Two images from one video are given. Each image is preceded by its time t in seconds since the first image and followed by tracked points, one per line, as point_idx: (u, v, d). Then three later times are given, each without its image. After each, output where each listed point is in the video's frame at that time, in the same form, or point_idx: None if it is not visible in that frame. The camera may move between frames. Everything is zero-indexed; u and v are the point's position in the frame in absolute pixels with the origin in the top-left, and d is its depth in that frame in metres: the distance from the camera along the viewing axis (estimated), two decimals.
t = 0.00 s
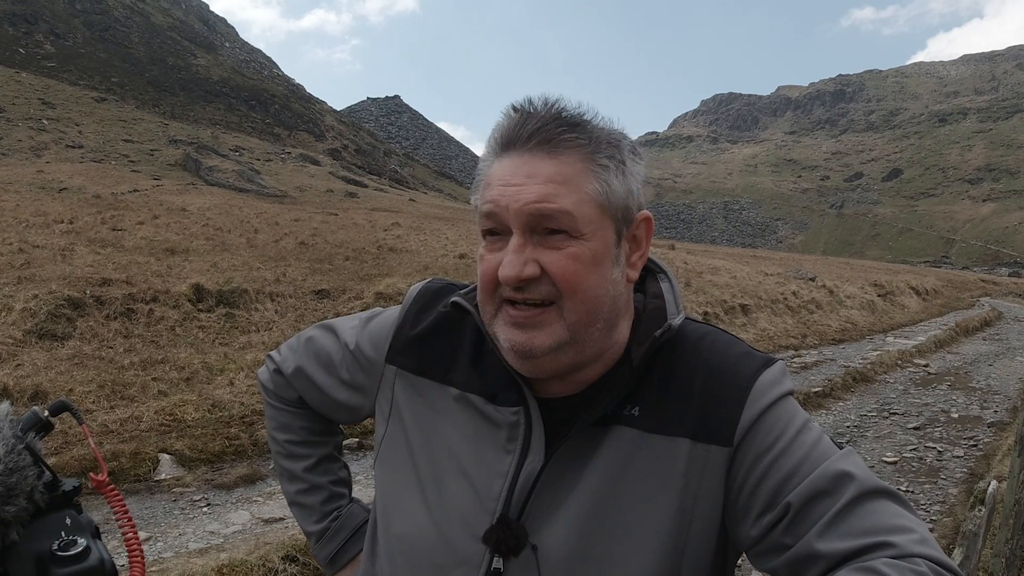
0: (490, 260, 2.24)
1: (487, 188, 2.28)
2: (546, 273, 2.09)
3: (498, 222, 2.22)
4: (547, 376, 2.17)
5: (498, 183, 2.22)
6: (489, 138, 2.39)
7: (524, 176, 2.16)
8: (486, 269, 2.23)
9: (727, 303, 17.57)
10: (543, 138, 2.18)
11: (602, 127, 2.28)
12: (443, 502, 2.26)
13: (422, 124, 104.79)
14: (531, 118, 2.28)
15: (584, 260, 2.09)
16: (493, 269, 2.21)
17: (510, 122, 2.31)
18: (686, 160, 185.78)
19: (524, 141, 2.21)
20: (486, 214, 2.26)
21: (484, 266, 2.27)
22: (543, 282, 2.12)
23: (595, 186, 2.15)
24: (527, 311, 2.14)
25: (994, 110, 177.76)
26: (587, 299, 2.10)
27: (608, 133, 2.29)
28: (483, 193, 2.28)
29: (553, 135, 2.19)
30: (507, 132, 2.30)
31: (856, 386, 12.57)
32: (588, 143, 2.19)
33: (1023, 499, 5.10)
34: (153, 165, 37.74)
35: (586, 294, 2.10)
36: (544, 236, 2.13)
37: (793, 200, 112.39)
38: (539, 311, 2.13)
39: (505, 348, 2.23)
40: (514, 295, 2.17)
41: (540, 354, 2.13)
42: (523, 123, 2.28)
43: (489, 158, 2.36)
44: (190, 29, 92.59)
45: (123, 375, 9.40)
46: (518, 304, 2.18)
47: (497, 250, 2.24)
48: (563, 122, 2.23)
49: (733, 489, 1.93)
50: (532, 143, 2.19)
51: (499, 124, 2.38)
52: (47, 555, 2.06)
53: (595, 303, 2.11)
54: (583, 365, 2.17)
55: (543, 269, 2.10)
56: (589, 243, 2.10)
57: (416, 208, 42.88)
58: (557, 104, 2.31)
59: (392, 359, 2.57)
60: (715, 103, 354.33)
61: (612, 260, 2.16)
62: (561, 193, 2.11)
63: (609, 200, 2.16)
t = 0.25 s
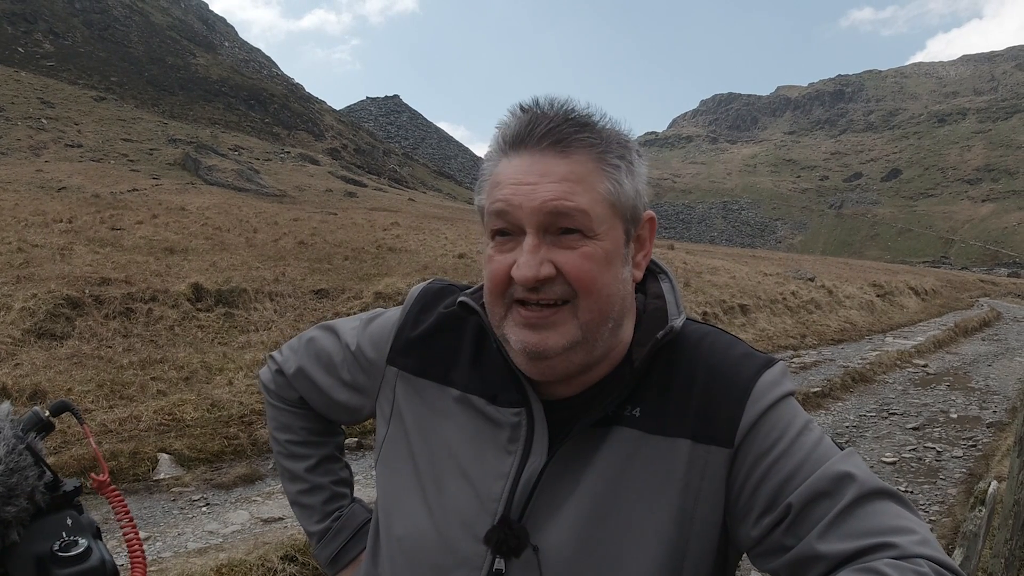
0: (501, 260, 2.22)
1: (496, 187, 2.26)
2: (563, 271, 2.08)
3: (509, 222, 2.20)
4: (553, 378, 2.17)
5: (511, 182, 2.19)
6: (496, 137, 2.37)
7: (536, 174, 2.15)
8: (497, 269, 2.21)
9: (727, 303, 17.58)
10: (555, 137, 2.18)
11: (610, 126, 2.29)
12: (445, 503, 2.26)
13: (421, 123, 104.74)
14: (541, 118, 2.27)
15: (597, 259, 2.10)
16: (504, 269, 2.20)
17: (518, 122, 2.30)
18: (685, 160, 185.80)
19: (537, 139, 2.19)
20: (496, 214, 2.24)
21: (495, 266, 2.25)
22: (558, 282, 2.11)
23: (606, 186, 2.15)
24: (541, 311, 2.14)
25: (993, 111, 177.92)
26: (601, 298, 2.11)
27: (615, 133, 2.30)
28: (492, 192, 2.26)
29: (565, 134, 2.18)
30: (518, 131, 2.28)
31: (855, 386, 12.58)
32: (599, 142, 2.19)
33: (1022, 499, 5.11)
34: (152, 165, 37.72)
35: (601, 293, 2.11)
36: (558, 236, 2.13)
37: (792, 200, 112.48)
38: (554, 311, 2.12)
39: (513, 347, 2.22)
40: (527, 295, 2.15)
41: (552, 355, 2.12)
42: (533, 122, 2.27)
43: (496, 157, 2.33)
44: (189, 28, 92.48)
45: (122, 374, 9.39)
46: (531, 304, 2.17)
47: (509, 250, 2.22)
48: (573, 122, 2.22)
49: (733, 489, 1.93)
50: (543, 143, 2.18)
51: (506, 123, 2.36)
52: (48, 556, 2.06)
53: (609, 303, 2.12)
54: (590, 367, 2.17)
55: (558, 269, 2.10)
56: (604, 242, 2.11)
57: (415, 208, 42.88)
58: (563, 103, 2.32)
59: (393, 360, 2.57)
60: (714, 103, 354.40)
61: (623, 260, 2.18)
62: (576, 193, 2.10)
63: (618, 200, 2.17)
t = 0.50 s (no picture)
0: (502, 264, 2.22)
1: (497, 190, 2.25)
2: (563, 277, 2.08)
3: (509, 226, 2.20)
4: (555, 382, 2.16)
5: (512, 186, 2.19)
6: (499, 139, 2.36)
7: (536, 180, 2.14)
8: (498, 273, 2.21)
9: (726, 302, 17.57)
10: (554, 141, 2.18)
11: (611, 129, 2.28)
12: (445, 504, 2.26)
13: (420, 123, 104.67)
14: (542, 121, 2.27)
15: (599, 263, 2.09)
16: (504, 276, 2.20)
17: (519, 126, 2.30)
18: (684, 159, 185.78)
19: (536, 144, 2.19)
20: (496, 218, 2.24)
21: (494, 270, 2.24)
22: (559, 286, 2.10)
23: (606, 190, 2.15)
24: (541, 316, 2.13)
25: (992, 110, 178.00)
26: (601, 303, 2.10)
27: (617, 135, 2.29)
28: (493, 195, 2.25)
29: (565, 139, 2.18)
30: (519, 135, 2.28)
31: (854, 385, 12.59)
32: (598, 147, 2.19)
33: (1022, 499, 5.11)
34: (151, 164, 37.67)
35: (599, 298, 2.10)
36: (559, 241, 2.12)
37: (791, 200, 112.50)
38: (554, 316, 2.11)
39: (512, 351, 2.22)
40: (526, 300, 2.15)
41: (552, 358, 2.12)
42: (533, 126, 2.27)
43: (496, 161, 2.34)
44: (187, 27, 92.34)
45: (121, 373, 9.38)
46: (529, 309, 2.16)
47: (509, 256, 2.22)
48: (574, 126, 2.22)
49: (734, 492, 1.93)
50: (542, 147, 2.18)
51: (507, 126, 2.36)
52: (46, 559, 2.05)
53: (609, 307, 2.11)
54: (590, 369, 2.16)
55: (559, 274, 2.09)
56: (604, 247, 2.10)
57: (414, 207, 42.85)
58: (564, 107, 2.32)
59: (394, 361, 2.57)
60: (714, 102, 354.34)
61: (623, 263, 2.17)
62: (575, 198, 2.10)
63: (620, 203, 2.17)
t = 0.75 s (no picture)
0: (493, 276, 2.22)
1: (485, 204, 2.25)
2: (550, 292, 2.07)
3: (497, 240, 2.20)
4: (554, 385, 2.15)
5: (498, 202, 2.19)
6: (487, 151, 2.35)
7: (522, 193, 2.13)
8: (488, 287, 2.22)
9: (725, 302, 17.57)
10: (540, 152, 2.16)
11: (601, 134, 2.25)
12: (445, 504, 2.25)
13: (419, 122, 104.62)
14: (528, 130, 2.25)
15: (585, 275, 2.08)
16: (497, 286, 2.20)
17: (506, 135, 2.29)
18: (684, 159, 185.83)
19: (522, 155, 2.18)
20: (485, 232, 2.24)
21: (485, 284, 2.25)
22: (546, 300, 2.10)
23: (593, 200, 2.12)
24: (530, 330, 2.13)
25: (992, 110, 178.11)
26: (590, 314, 2.10)
27: (607, 140, 2.26)
28: (482, 208, 2.25)
29: (551, 149, 2.16)
30: (506, 146, 2.27)
31: (854, 385, 12.60)
32: (585, 155, 2.16)
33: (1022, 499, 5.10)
34: (150, 163, 37.63)
35: (588, 309, 2.10)
36: (546, 253, 2.11)
37: (791, 199, 112.54)
38: (543, 329, 2.11)
39: (508, 358, 2.21)
40: (517, 313, 2.15)
41: (544, 368, 2.12)
42: (520, 134, 2.25)
43: (486, 172, 2.33)
44: (186, 26, 92.24)
45: (120, 373, 9.38)
46: (520, 322, 2.16)
47: (499, 269, 2.22)
48: (561, 133, 2.20)
49: (734, 491, 1.93)
50: (528, 158, 2.16)
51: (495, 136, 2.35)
52: (46, 559, 2.05)
53: (599, 317, 2.11)
54: (587, 372, 2.16)
55: (545, 287, 2.09)
56: (591, 258, 2.09)
57: (413, 207, 42.85)
58: (553, 113, 2.29)
59: (393, 361, 2.56)
60: (713, 102, 354.42)
61: (614, 271, 2.16)
62: (559, 210, 2.08)
63: (607, 210, 2.14)
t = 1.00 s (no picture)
0: (500, 267, 2.21)
1: (492, 196, 2.24)
2: (563, 277, 2.07)
3: (505, 230, 2.19)
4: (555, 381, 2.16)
5: (507, 191, 2.18)
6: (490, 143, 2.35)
7: (531, 181, 2.14)
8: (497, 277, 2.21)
9: (725, 301, 17.58)
10: (546, 141, 2.17)
11: (602, 126, 2.28)
12: (445, 502, 2.25)
13: (419, 121, 104.59)
14: (532, 121, 2.26)
15: (594, 261, 2.09)
16: (505, 276, 2.19)
17: (509, 127, 2.30)
18: (683, 159, 185.88)
19: (528, 144, 2.18)
20: (492, 223, 2.23)
21: (493, 276, 2.23)
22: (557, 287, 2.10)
23: (601, 187, 2.14)
24: (542, 317, 2.11)
25: (991, 110, 178.21)
26: (601, 300, 2.10)
27: (608, 130, 2.30)
28: (488, 200, 2.25)
29: (556, 138, 2.18)
30: (510, 137, 2.27)
31: (853, 385, 12.60)
32: (590, 144, 2.19)
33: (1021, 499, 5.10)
34: (150, 163, 37.62)
35: (599, 296, 2.10)
36: (556, 241, 2.11)
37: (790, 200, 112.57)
38: (553, 316, 2.10)
39: (513, 350, 2.21)
40: (527, 302, 2.13)
41: (555, 358, 2.11)
42: (525, 125, 2.26)
43: (488, 165, 2.33)
44: (186, 26, 92.19)
45: (120, 372, 9.38)
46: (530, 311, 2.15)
47: (508, 258, 2.21)
48: (564, 124, 2.23)
49: (732, 488, 1.94)
50: (534, 147, 2.17)
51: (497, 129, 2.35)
52: (48, 555, 2.05)
53: (609, 304, 2.11)
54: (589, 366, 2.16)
55: (556, 275, 2.09)
56: (600, 244, 2.10)
57: (413, 206, 42.84)
58: (552, 106, 2.32)
59: (393, 358, 2.56)
60: (713, 102, 354.45)
61: (621, 259, 2.17)
62: (568, 197, 2.09)
63: (613, 199, 2.16)
